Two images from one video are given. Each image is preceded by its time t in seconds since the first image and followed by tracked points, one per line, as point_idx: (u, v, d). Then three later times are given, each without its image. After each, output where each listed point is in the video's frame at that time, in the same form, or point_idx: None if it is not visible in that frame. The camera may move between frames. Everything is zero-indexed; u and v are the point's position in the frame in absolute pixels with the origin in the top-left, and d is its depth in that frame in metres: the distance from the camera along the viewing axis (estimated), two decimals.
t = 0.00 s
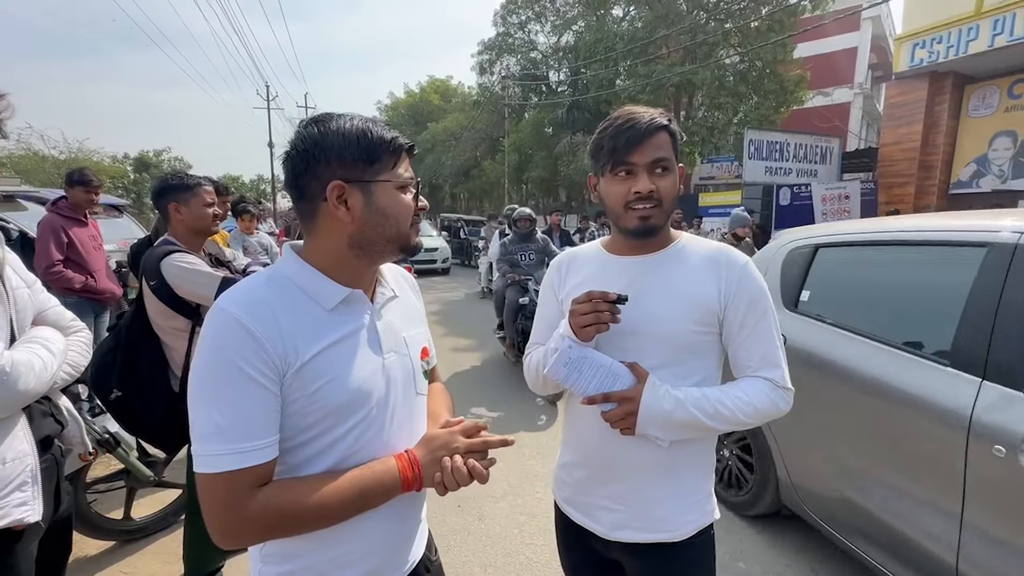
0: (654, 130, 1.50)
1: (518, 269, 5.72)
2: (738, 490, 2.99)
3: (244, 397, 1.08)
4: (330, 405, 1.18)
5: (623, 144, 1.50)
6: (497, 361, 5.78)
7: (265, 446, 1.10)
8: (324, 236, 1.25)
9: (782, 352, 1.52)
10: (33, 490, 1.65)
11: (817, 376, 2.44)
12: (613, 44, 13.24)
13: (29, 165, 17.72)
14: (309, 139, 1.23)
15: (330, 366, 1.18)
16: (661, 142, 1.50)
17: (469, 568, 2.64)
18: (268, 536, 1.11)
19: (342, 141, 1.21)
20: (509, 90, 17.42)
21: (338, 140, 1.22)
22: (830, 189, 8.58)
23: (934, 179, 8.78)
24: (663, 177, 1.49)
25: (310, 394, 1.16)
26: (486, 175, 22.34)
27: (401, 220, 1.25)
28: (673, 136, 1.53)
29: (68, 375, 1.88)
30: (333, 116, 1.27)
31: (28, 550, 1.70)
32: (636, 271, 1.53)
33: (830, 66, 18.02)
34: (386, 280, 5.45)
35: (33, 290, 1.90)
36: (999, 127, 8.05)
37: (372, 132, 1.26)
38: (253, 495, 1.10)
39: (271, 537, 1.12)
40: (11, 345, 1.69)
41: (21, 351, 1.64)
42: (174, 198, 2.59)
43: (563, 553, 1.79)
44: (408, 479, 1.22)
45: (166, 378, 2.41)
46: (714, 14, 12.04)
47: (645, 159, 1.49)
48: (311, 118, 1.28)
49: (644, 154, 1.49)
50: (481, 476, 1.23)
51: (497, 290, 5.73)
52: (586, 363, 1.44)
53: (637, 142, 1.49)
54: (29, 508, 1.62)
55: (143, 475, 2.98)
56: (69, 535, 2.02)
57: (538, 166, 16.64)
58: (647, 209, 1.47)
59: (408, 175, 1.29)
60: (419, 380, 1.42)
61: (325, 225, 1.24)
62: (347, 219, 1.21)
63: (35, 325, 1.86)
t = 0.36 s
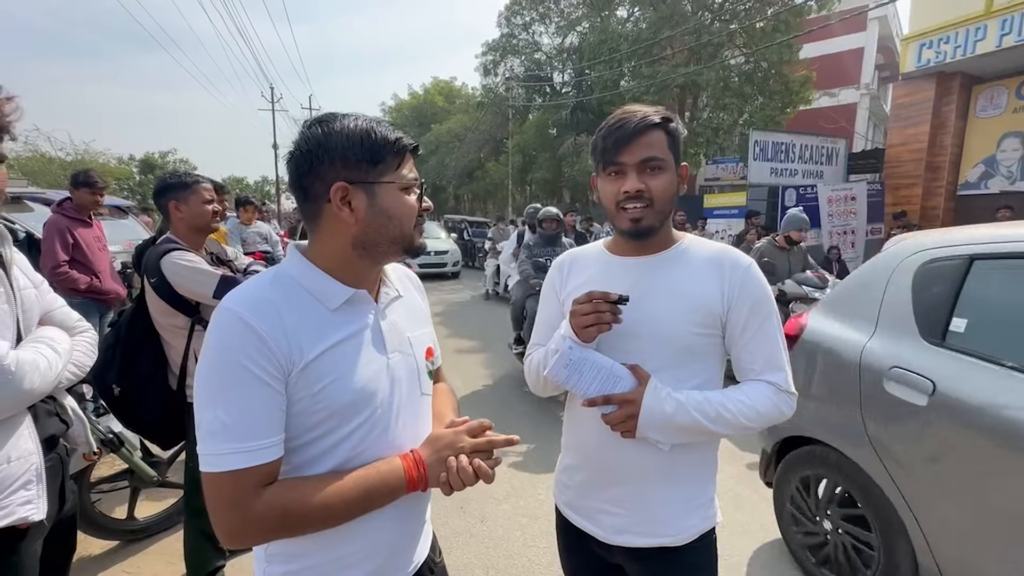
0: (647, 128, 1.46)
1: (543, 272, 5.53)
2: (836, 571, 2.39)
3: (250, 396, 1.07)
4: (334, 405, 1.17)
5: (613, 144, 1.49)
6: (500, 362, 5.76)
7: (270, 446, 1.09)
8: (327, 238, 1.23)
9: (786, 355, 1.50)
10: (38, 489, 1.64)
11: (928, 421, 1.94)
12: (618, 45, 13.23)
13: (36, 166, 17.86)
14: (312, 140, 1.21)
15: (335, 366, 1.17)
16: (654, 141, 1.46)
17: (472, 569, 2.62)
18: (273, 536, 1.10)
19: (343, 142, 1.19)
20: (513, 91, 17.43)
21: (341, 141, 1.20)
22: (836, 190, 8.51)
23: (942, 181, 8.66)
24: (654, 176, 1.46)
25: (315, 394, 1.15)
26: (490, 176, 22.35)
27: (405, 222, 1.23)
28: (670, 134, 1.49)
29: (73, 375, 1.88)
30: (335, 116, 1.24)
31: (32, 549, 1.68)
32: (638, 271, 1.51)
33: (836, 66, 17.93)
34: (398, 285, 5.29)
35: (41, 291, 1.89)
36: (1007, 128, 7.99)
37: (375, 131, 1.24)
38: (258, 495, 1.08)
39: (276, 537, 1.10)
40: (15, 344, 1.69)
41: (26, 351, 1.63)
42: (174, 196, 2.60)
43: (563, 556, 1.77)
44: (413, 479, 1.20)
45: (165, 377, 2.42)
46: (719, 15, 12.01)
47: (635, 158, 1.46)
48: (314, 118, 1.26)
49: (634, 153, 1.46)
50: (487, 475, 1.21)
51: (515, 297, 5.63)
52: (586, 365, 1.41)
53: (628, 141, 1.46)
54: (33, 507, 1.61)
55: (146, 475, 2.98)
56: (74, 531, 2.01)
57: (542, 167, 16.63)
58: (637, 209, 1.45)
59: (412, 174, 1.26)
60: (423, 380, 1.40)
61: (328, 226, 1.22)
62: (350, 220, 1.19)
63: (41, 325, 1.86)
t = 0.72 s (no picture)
0: (640, 128, 1.45)
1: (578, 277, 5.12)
2: None
3: (244, 397, 1.05)
4: (330, 404, 1.15)
5: (607, 146, 1.48)
6: (503, 363, 5.75)
7: (267, 445, 1.07)
8: (318, 237, 1.22)
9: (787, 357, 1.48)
10: (39, 487, 1.64)
11: None
12: (623, 47, 13.22)
13: (45, 168, 18.03)
14: (300, 140, 1.21)
15: (330, 364, 1.15)
16: (647, 141, 1.44)
17: (473, 571, 2.61)
18: (273, 537, 1.07)
19: (332, 140, 1.19)
20: (518, 93, 17.43)
21: (329, 140, 1.19)
22: (842, 192, 8.47)
23: (949, 182, 8.53)
24: (647, 176, 1.44)
25: (311, 393, 1.13)
26: (495, 178, 22.36)
27: (397, 219, 1.22)
28: (663, 133, 1.47)
29: (76, 373, 1.88)
30: (324, 115, 1.24)
31: (34, 548, 1.67)
32: (637, 272, 1.50)
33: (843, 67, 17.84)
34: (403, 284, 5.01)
35: (44, 290, 1.89)
36: (1016, 129, 7.92)
37: (363, 129, 1.23)
38: (255, 495, 1.06)
39: (273, 539, 1.08)
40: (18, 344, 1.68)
41: (28, 350, 1.61)
42: (178, 197, 2.61)
43: (563, 559, 1.76)
44: (411, 478, 1.18)
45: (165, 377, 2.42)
46: (724, 16, 11.98)
47: (627, 159, 1.45)
48: (302, 118, 1.25)
49: (627, 154, 1.45)
50: (486, 473, 1.19)
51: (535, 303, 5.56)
52: (585, 366, 1.39)
53: (620, 142, 1.45)
54: (35, 505, 1.61)
55: (151, 474, 2.98)
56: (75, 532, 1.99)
57: (547, 169, 16.62)
58: (631, 210, 1.44)
59: (402, 172, 1.25)
60: (422, 379, 1.38)
61: (319, 226, 1.22)
62: (339, 220, 1.19)
63: (44, 325, 1.86)
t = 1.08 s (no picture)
0: (643, 126, 1.43)
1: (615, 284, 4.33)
2: None
3: (246, 396, 1.04)
4: (333, 405, 1.13)
5: (608, 145, 1.46)
6: (508, 364, 5.73)
7: (270, 445, 1.05)
8: (320, 237, 1.21)
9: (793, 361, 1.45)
10: (44, 487, 1.54)
11: None
12: (630, 47, 13.18)
13: (57, 169, 18.21)
14: (302, 140, 1.20)
15: (333, 364, 1.13)
16: (650, 139, 1.42)
17: (477, 573, 2.59)
18: (274, 538, 1.05)
19: (333, 139, 1.18)
20: (524, 94, 17.45)
21: (330, 140, 1.18)
22: (853, 194, 8.37)
23: (962, 183, 8.45)
24: (650, 175, 1.42)
25: (312, 394, 1.11)
26: (501, 179, 22.35)
27: (399, 219, 1.20)
28: (667, 131, 1.45)
29: (81, 373, 1.79)
30: (325, 113, 1.22)
31: (38, 546, 1.57)
32: (640, 273, 1.48)
33: (853, 68, 17.74)
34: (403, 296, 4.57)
35: (51, 288, 1.79)
36: None
37: (365, 127, 1.22)
38: (256, 496, 1.04)
39: (275, 540, 1.06)
40: (23, 341, 1.58)
41: (33, 347, 1.50)
42: (185, 196, 2.60)
43: (566, 563, 1.73)
44: (414, 479, 1.16)
45: (168, 378, 2.41)
46: (732, 16, 11.92)
47: (630, 158, 1.43)
48: (303, 117, 1.24)
49: (629, 152, 1.43)
50: (491, 475, 1.17)
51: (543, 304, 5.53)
52: (586, 371, 1.37)
53: (622, 140, 1.43)
54: (38, 504, 1.50)
55: (156, 473, 2.99)
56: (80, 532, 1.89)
57: (553, 170, 16.59)
58: (634, 209, 1.42)
59: (405, 170, 1.24)
60: (425, 379, 1.36)
61: (320, 226, 1.20)
62: (341, 220, 1.18)
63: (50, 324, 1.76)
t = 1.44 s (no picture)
0: (648, 125, 1.40)
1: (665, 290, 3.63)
2: None
3: (250, 395, 0.99)
4: (338, 405, 1.08)
5: (612, 144, 1.43)
6: (516, 365, 5.70)
7: (275, 446, 1.00)
8: (326, 235, 1.18)
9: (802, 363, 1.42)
10: (51, 483, 1.47)
11: None
12: (639, 48, 13.12)
13: (72, 169, 18.46)
14: (308, 136, 1.17)
15: (340, 364, 1.09)
16: (655, 138, 1.40)
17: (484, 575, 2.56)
18: (279, 541, 1.00)
19: (339, 136, 1.15)
20: (533, 94, 17.44)
21: (337, 136, 1.15)
22: (866, 194, 8.22)
23: (978, 184, 8.30)
24: (656, 174, 1.39)
25: (317, 394, 1.06)
26: (510, 179, 22.35)
27: (404, 219, 1.17)
28: (673, 129, 1.42)
29: (88, 371, 1.69)
30: (333, 110, 1.20)
31: (43, 544, 1.51)
32: (646, 273, 1.45)
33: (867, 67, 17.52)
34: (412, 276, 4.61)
35: (59, 286, 1.72)
36: None
37: (374, 125, 1.19)
38: (261, 497, 0.99)
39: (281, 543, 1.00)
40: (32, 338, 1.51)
41: (39, 344, 1.44)
42: (197, 196, 2.60)
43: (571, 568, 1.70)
44: (421, 481, 1.11)
45: (177, 377, 2.41)
46: (744, 15, 11.83)
47: (635, 157, 1.40)
48: (310, 115, 1.22)
49: (634, 151, 1.41)
50: (497, 476, 1.11)
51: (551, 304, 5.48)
52: (591, 373, 1.34)
53: (627, 139, 1.41)
54: (44, 502, 1.44)
55: (165, 471, 2.99)
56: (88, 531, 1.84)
57: (562, 170, 16.53)
58: (639, 208, 1.40)
59: (412, 169, 1.21)
60: (431, 380, 1.31)
61: (326, 223, 1.17)
62: (347, 218, 1.15)
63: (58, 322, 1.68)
